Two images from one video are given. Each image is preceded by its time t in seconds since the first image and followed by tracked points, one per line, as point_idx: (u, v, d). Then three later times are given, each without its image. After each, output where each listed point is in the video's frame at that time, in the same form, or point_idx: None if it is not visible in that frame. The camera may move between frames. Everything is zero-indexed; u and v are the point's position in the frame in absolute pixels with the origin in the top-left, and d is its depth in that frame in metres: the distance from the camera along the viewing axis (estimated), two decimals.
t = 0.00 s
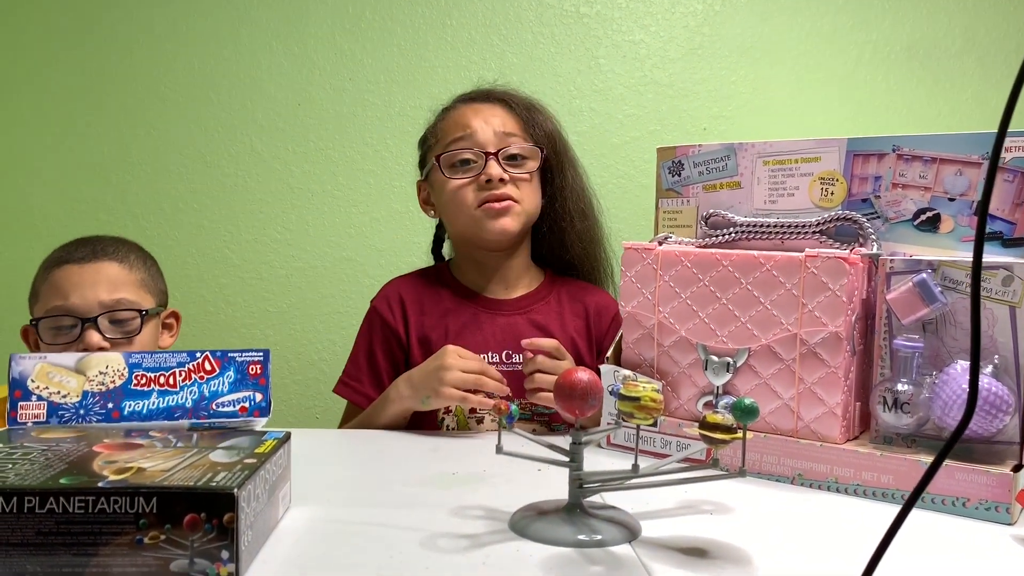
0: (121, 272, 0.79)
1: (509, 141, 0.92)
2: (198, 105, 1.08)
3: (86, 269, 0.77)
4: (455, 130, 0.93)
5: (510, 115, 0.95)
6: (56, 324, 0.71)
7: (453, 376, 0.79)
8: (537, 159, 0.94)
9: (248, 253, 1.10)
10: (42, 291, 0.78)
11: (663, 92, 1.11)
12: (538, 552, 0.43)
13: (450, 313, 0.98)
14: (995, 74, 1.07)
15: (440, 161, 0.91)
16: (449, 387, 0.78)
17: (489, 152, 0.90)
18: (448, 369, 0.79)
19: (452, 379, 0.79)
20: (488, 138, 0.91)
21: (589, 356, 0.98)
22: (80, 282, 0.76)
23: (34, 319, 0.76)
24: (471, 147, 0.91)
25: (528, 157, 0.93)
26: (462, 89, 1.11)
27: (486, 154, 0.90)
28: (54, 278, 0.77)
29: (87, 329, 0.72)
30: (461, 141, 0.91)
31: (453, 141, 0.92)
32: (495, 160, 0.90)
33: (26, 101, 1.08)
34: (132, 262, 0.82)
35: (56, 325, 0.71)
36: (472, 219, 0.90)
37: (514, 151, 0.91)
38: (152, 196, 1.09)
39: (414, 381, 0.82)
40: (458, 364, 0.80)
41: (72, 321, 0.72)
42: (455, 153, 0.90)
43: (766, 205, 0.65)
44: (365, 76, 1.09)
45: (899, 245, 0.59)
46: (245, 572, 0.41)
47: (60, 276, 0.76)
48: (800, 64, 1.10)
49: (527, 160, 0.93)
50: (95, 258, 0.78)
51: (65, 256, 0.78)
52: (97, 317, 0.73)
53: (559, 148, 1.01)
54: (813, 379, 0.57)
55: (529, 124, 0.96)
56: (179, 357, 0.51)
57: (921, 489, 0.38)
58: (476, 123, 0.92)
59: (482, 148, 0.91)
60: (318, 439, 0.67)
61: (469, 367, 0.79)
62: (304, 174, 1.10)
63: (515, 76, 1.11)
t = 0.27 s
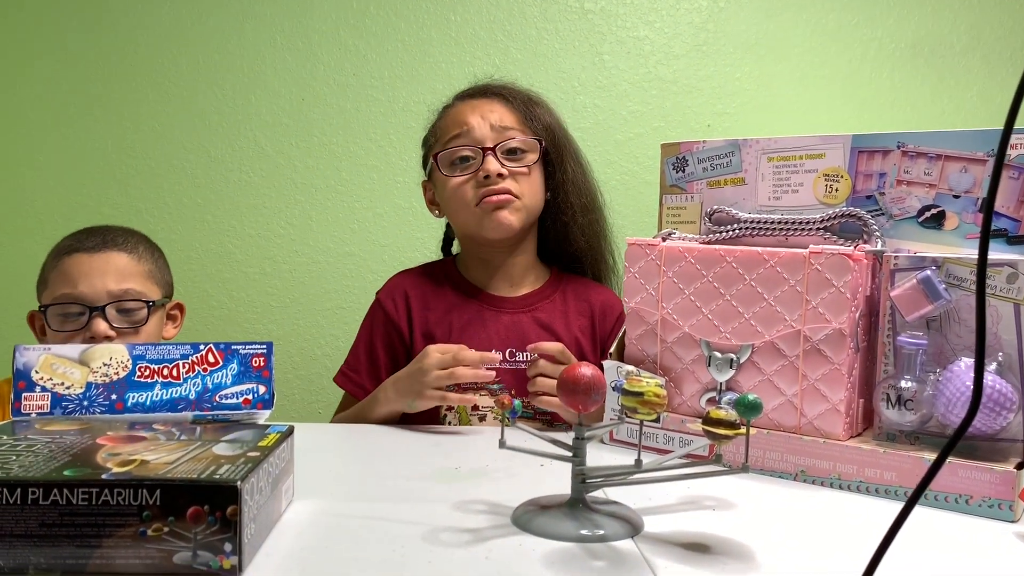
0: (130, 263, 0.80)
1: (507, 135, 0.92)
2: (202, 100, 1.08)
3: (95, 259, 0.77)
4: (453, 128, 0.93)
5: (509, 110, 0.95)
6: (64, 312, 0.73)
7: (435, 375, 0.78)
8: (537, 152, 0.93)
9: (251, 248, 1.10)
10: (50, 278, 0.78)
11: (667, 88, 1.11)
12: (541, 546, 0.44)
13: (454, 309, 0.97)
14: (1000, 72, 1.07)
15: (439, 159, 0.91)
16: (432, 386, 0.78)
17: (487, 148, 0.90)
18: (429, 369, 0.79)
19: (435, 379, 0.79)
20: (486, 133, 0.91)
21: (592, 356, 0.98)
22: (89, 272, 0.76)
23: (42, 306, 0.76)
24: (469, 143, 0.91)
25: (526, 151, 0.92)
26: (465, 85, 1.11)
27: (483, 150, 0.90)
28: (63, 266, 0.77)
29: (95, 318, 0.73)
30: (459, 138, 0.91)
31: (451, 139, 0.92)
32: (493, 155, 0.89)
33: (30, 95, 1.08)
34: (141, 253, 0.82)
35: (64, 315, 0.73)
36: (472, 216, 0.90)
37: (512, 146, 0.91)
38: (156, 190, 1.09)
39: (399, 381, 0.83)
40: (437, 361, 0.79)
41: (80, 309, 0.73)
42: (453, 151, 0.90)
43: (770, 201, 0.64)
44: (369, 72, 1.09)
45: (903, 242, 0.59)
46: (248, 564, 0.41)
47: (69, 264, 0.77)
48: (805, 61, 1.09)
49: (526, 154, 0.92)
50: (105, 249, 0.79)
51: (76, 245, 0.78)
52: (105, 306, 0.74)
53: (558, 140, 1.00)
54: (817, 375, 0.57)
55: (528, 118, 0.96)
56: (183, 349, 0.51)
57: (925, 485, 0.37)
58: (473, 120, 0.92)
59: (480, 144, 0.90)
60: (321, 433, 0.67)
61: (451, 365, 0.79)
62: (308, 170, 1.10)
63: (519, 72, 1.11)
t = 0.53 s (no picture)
0: (141, 262, 0.80)
1: (510, 139, 0.92)
2: (205, 99, 1.08)
3: (108, 255, 0.78)
4: (455, 131, 0.93)
5: (511, 112, 0.95)
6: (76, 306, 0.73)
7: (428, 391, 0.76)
8: (538, 156, 0.93)
9: (253, 247, 1.10)
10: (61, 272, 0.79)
11: (670, 90, 1.11)
12: (542, 546, 0.44)
13: (455, 313, 0.98)
14: (1002, 74, 1.07)
15: (441, 163, 0.92)
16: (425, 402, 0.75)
17: (488, 152, 0.90)
18: (423, 385, 0.77)
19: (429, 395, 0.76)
20: (488, 138, 0.91)
21: (594, 360, 0.98)
22: (102, 268, 0.77)
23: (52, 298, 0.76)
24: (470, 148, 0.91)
25: (529, 155, 0.92)
26: (468, 85, 1.11)
27: (485, 154, 0.89)
28: (75, 261, 0.77)
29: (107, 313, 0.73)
30: (461, 142, 0.91)
31: (453, 143, 0.92)
32: (495, 160, 0.89)
33: (34, 93, 1.08)
34: (151, 251, 0.84)
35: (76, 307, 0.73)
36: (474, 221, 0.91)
37: (514, 150, 0.91)
38: (159, 189, 1.09)
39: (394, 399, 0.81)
40: (431, 378, 0.78)
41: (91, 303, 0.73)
42: (455, 155, 0.90)
43: (772, 203, 0.65)
44: (372, 72, 1.09)
45: (904, 245, 0.59)
46: (250, 563, 0.41)
47: (81, 258, 0.77)
48: (808, 62, 1.09)
49: (529, 158, 0.92)
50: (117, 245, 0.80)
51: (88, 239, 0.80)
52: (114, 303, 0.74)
53: (561, 141, 1.00)
54: (818, 378, 0.57)
55: (530, 119, 0.96)
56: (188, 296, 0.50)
57: (924, 489, 0.37)
58: (475, 123, 0.91)
59: (482, 148, 0.90)
60: (323, 433, 0.68)
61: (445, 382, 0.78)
62: (310, 169, 1.10)
63: (522, 72, 1.11)
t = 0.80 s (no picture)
0: (141, 260, 0.81)
1: (516, 138, 0.92)
2: (208, 101, 1.09)
3: (107, 255, 0.79)
4: (461, 131, 0.93)
5: (517, 114, 0.95)
6: (77, 308, 0.75)
7: (427, 395, 0.76)
8: (545, 155, 0.93)
9: (255, 249, 1.10)
10: (61, 274, 0.78)
11: (672, 93, 1.11)
12: (543, 551, 0.44)
13: (459, 317, 0.98)
14: (1005, 79, 1.07)
15: (447, 162, 0.92)
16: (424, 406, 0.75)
17: (495, 151, 0.90)
18: (423, 389, 0.77)
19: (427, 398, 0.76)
20: (494, 137, 0.91)
21: (596, 365, 0.98)
22: (104, 268, 0.78)
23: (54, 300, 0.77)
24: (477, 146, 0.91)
25: (535, 154, 0.92)
26: (471, 88, 1.11)
27: (492, 152, 0.90)
28: (75, 262, 0.78)
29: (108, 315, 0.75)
30: (468, 141, 0.91)
31: (459, 142, 0.92)
32: (502, 158, 0.89)
33: (36, 95, 1.08)
34: (149, 250, 0.84)
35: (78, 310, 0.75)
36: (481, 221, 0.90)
37: (521, 149, 0.91)
38: (161, 190, 1.09)
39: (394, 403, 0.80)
40: (431, 381, 0.78)
41: (93, 306, 0.75)
42: (461, 154, 0.90)
43: (774, 208, 0.65)
44: (375, 75, 1.09)
45: (907, 249, 0.59)
46: (252, 566, 0.41)
47: (81, 259, 0.78)
48: (810, 67, 1.09)
49: (536, 157, 0.92)
50: (117, 245, 0.80)
51: (87, 241, 0.79)
52: (116, 303, 0.76)
53: (567, 146, 1.01)
54: (820, 382, 0.57)
55: (537, 122, 0.97)
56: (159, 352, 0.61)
57: (927, 495, 0.37)
58: (481, 123, 0.92)
59: (488, 147, 0.90)
60: (325, 436, 0.68)
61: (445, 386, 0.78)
62: (312, 171, 1.10)
63: (525, 76, 1.11)
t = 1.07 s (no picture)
0: (143, 265, 0.88)
1: (519, 149, 0.92)
2: (206, 104, 1.09)
3: (110, 258, 0.85)
4: (464, 139, 0.93)
5: (520, 123, 0.95)
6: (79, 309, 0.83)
7: (423, 403, 0.76)
8: (548, 167, 0.93)
9: (252, 252, 1.10)
10: (63, 271, 0.85)
11: (669, 99, 1.11)
12: (536, 558, 0.44)
13: (456, 322, 0.98)
14: (1002, 86, 1.07)
15: (448, 170, 0.92)
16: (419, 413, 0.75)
17: (498, 161, 0.90)
18: (418, 395, 0.77)
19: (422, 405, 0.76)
20: (496, 146, 0.91)
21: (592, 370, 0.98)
22: (108, 270, 0.85)
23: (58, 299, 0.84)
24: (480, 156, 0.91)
25: (538, 165, 0.92)
26: (468, 93, 1.11)
27: (495, 163, 0.90)
28: (79, 263, 0.85)
29: (112, 315, 0.84)
30: (470, 150, 0.92)
31: (462, 151, 0.92)
32: (505, 169, 0.90)
33: (34, 97, 1.08)
34: (150, 254, 0.90)
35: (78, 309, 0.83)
36: (482, 230, 0.91)
37: (524, 160, 0.91)
38: (158, 193, 1.09)
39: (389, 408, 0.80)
40: (426, 388, 0.78)
41: (94, 307, 0.83)
42: (463, 163, 0.90)
43: (770, 215, 0.65)
44: (373, 79, 1.10)
45: (901, 258, 0.59)
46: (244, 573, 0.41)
47: (84, 261, 0.85)
48: (807, 73, 1.10)
49: (539, 168, 0.92)
50: (116, 249, 0.86)
51: (88, 243, 0.86)
52: (118, 304, 0.84)
53: (569, 154, 1.00)
54: (814, 390, 0.57)
55: (541, 132, 0.96)
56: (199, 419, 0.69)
57: (919, 501, 0.38)
58: (484, 132, 0.92)
59: (491, 157, 0.91)
60: (320, 441, 0.68)
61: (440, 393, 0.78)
62: (310, 175, 1.10)
63: (522, 81, 1.11)
